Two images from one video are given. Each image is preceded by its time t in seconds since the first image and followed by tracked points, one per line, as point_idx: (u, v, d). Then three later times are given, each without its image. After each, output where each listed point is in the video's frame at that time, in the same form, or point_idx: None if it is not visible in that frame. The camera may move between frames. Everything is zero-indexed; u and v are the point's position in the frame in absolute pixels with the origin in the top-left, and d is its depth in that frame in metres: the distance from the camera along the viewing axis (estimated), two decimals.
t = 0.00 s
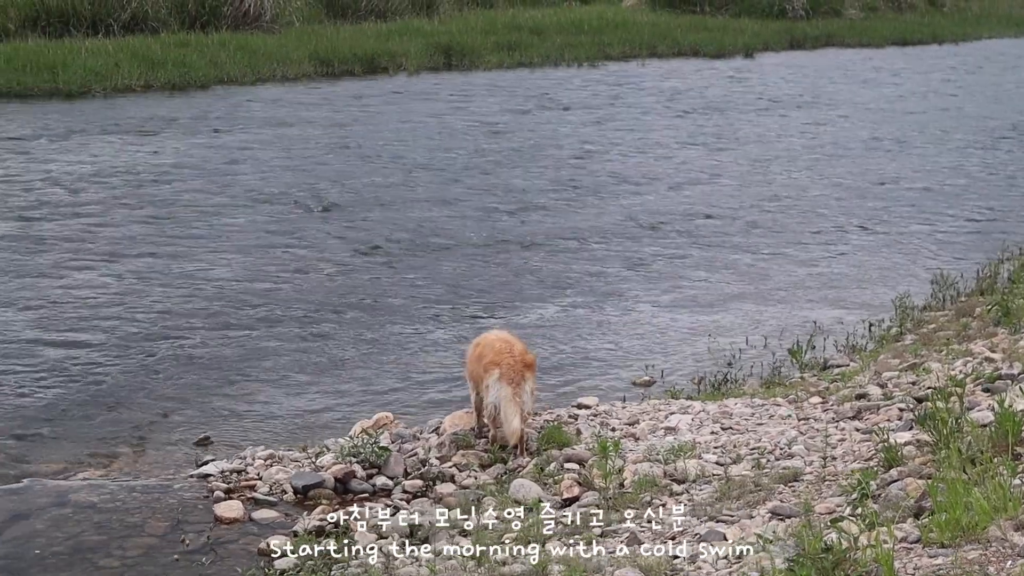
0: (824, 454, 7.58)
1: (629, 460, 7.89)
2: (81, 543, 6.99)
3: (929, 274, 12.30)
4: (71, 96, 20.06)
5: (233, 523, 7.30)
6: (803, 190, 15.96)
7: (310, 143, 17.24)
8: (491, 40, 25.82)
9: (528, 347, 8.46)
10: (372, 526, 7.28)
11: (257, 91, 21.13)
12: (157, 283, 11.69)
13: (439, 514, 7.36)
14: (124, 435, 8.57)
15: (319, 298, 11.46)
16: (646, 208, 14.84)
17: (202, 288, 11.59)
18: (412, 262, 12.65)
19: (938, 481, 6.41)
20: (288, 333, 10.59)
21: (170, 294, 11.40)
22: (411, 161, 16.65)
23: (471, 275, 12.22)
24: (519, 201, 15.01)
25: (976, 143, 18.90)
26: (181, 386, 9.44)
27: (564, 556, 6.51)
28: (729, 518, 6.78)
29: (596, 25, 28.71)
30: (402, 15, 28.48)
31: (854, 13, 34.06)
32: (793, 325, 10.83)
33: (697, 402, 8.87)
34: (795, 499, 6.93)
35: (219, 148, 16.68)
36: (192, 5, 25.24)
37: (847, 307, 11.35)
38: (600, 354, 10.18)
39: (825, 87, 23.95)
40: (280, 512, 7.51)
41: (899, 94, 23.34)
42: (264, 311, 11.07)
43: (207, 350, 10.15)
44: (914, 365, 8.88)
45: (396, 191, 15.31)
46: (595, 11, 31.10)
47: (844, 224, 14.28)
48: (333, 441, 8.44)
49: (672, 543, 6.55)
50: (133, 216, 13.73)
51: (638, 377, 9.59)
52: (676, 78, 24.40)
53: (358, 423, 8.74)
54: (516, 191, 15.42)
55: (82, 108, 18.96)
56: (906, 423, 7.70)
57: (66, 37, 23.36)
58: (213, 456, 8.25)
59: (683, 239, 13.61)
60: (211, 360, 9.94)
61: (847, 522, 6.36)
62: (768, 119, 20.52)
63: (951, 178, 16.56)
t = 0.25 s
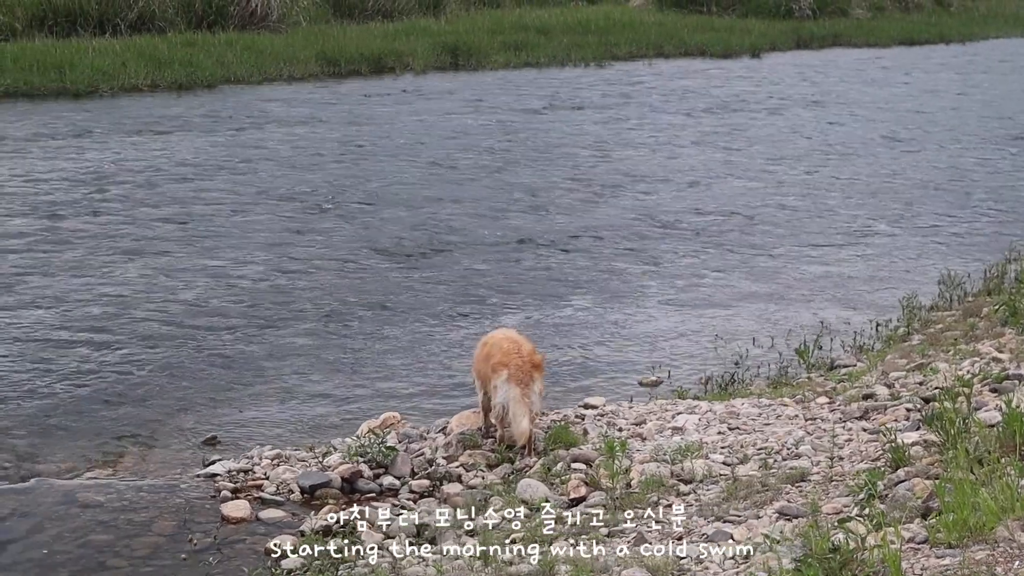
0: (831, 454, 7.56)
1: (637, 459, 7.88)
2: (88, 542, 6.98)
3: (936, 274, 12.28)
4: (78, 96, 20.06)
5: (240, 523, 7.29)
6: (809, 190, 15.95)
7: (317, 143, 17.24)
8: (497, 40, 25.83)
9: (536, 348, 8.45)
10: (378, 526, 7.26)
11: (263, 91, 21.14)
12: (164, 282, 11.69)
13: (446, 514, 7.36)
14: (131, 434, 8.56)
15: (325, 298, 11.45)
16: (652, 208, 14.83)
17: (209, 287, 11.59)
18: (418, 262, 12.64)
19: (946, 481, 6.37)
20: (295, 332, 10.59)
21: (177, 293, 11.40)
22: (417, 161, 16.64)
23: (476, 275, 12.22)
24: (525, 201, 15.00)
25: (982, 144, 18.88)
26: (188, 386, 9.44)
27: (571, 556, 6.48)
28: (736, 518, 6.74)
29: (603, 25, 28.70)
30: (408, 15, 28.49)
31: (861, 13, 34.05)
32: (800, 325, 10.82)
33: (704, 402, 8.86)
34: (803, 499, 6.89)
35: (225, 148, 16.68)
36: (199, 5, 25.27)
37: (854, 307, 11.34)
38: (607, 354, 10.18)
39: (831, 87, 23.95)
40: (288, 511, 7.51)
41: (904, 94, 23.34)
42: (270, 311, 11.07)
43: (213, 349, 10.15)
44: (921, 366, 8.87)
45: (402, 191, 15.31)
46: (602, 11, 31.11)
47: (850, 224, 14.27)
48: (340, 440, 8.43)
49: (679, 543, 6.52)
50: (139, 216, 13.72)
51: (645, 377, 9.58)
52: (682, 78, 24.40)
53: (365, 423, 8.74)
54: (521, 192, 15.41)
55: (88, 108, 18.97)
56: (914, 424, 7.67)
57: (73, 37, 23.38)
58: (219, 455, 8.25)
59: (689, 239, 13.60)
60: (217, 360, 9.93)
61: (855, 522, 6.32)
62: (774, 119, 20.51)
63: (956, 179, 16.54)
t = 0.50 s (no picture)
0: (836, 454, 7.53)
1: (641, 459, 7.87)
2: (93, 541, 6.97)
3: (941, 274, 12.26)
4: (83, 95, 20.08)
5: (245, 522, 7.29)
6: (813, 190, 15.94)
7: (322, 142, 17.24)
8: (502, 40, 25.84)
9: (539, 347, 8.44)
10: (383, 525, 7.25)
11: (268, 91, 21.15)
12: (168, 282, 11.69)
13: (450, 513, 7.35)
14: (136, 434, 8.56)
15: (330, 298, 11.45)
16: (656, 208, 14.82)
17: (213, 287, 11.58)
18: (423, 261, 12.64)
19: (950, 481, 6.33)
20: (300, 332, 10.58)
21: (181, 293, 11.40)
22: (421, 160, 16.64)
23: (480, 275, 12.21)
24: (529, 201, 15.00)
25: (986, 144, 18.86)
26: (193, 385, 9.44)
27: (576, 555, 6.45)
28: (741, 517, 6.71)
29: (608, 24, 28.71)
30: (413, 14, 28.52)
31: (866, 12, 34.05)
32: (805, 325, 10.81)
33: (709, 402, 8.86)
34: (807, 499, 6.86)
35: (230, 147, 16.69)
36: (204, 5, 25.29)
37: (859, 307, 11.33)
38: (611, 354, 10.17)
39: (836, 87, 23.94)
40: (292, 511, 7.50)
41: (907, 94, 23.33)
42: (275, 310, 11.07)
43: (218, 349, 10.14)
44: (926, 366, 8.86)
45: (406, 190, 15.31)
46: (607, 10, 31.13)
47: (854, 224, 14.26)
48: (345, 440, 8.42)
49: (683, 543, 6.48)
50: (144, 215, 13.73)
51: (650, 377, 9.58)
52: (687, 78, 24.40)
53: (369, 423, 8.73)
54: (526, 191, 15.41)
55: (94, 107, 18.98)
56: (919, 424, 7.64)
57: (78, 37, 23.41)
58: (224, 454, 8.24)
59: (694, 239, 13.60)
60: (222, 360, 9.93)
61: (860, 522, 6.28)
62: (778, 119, 20.51)
63: (960, 179, 16.52)
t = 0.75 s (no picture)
0: (838, 454, 7.53)
1: (643, 459, 7.86)
2: (95, 541, 6.97)
3: (942, 275, 12.26)
4: (85, 95, 20.09)
5: (247, 522, 7.29)
6: (815, 190, 15.94)
7: (323, 143, 17.25)
8: (504, 40, 25.85)
9: (540, 347, 8.42)
10: (385, 525, 7.25)
11: (270, 90, 21.15)
12: (170, 281, 11.70)
13: (452, 513, 7.35)
14: (138, 434, 8.56)
15: (331, 298, 11.45)
16: (657, 208, 14.82)
17: (215, 287, 11.58)
18: (424, 261, 12.64)
19: (952, 482, 6.31)
20: (301, 332, 10.58)
21: (183, 293, 11.39)
22: (422, 160, 16.65)
23: (482, 275, 12.22)
24: (530, 200, 15.01)
25: (987, 144, 18.86)
26: (194, 384, 9.44)
27: (578, 555, 6.43)
28: (743, 517, 6.70)
29: (610, 24, 28.72)
30: (415, 14, 28.53)
31: (867, 13, 34.07)
32: (806, 326, 10.81)
33: (711, 402, 8.86)
34: (809, 500, 6.86)
35: (232, 147, 16.69)
36: (206, 4, 25.31)
37: (861, 307, 11.33)
38: (612, 354, 10.17)
39: (838, 87, 23.96)
40: (294, 510, 7.50)
41: (909, 95, 23.35)
42: (276, 310, 11.07)
43: (219, 349, 10.14)
44: (927, 366, 8.87)
45: (408, 190, 15.30)
46: (608, 10, 31.14)
47: (855, 225, 14.27)
48: (346, 440, 8.42)
49: (685, 543, 6.47)
50: (145, 215, 13.74)
51: (651, 377, 9.58)
52: (688, 78, 24.41)
53: (371, 422, 8.73)
54: (527, 191, 15.40)
55: (96, 107, 18.98)
56: (920, 424, 7.64)
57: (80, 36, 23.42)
58: (226, 454, 8.24)
59: (695, 239, 13.60)
60: (223, 360, 9.94)
61: (862, 523, 6.26)
62: (779, 120, 20.51)
63: (962, 179, 16.52)
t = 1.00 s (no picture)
0: (839, 455, 7.52)
1: (644, 459, 7.86)
2: (95, 540, 6.96)
3: (943, 275, 12.26)
4: (85, 95, 20.09)
5: (247, 522, 7.28)
6: (815, 190, 15.94)
7: (324, 142, 17.24)
8: (505, 40, 25.85)
9: (540, 347, 8.41)
10: (385, 525, 7.25)
11: (270, 90, 21.15)
12: (171, 281, 11.69)
13: (453, 513, 7.34)
14: (138, 434, 8.55)
15: (332, 297, 11.45)
16: (658, 208, 14.82)
17: (215, 287, 11.58)
18: (425, 261, 12.64)
19: (953, 482, 6.30)
20: (301, 332, 10.58)
21: (183, 292, 11.39)
22: (423, 160, 16.65)
23: (483, 275, 12.22)
24: (531, 200, 15.01)
25: (988, 145, 18.86)
26: (195, 384, 9.44)
27: (579, 556, 6.43)
28: (744, 517, 6.69)
29: (611, 24, 28.72)
30: (416, 14, 28.54)
31: (868, 13, 34.08)
32: (807, 326, 10.81)
33: (712, 403, 8.85)
34: (810, 500, 6.85)
35: (232, 147, 16.68)
36: (206, 4, 25.31)
37: (862, 307, 11.33)
38: (613, 354, 10.17)
39: (838, 87, 23.96)
40: (295, 510, 7.50)
41: (910, 95, 23.36)
42: (277, 310, 11.07)
43: (220, 349, 10.14)
44: (928, 366, 8.87)
45: (408, 190, 15.30)
46: (609, 10, 31.14)
47: (856, 225, 14.27)
48: (347, 440, 8.42)
49: (685, 543, 6.46)
50: (146, 215, 13.73)
51: (652, 377, 9.58)
52: (689, 78, 24.42)
53: (372, 422, 8.73)
54: (528, 191, 15.40)
55: (96, 107, 18.98)
56: (921, 424, 7.64)
57: (81, 36, 23.43)
58: (227, 453, 8.24)
59: (696, 239, 13.59)
60: (224, 359, 9.93)
61: (863, 523, 6.25)
62: (780, 120, 20.51)
63: (962, 179, 16.52)
